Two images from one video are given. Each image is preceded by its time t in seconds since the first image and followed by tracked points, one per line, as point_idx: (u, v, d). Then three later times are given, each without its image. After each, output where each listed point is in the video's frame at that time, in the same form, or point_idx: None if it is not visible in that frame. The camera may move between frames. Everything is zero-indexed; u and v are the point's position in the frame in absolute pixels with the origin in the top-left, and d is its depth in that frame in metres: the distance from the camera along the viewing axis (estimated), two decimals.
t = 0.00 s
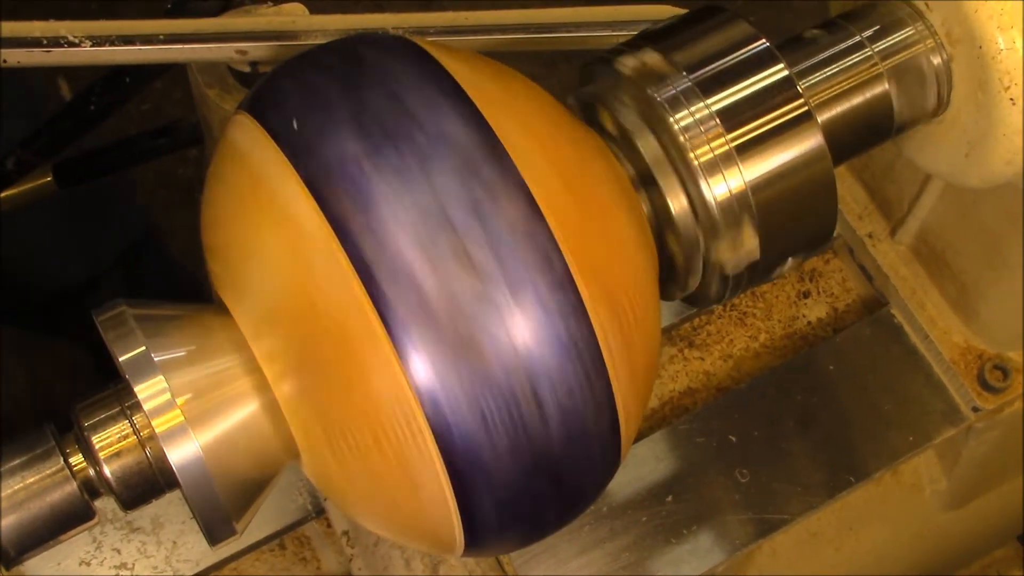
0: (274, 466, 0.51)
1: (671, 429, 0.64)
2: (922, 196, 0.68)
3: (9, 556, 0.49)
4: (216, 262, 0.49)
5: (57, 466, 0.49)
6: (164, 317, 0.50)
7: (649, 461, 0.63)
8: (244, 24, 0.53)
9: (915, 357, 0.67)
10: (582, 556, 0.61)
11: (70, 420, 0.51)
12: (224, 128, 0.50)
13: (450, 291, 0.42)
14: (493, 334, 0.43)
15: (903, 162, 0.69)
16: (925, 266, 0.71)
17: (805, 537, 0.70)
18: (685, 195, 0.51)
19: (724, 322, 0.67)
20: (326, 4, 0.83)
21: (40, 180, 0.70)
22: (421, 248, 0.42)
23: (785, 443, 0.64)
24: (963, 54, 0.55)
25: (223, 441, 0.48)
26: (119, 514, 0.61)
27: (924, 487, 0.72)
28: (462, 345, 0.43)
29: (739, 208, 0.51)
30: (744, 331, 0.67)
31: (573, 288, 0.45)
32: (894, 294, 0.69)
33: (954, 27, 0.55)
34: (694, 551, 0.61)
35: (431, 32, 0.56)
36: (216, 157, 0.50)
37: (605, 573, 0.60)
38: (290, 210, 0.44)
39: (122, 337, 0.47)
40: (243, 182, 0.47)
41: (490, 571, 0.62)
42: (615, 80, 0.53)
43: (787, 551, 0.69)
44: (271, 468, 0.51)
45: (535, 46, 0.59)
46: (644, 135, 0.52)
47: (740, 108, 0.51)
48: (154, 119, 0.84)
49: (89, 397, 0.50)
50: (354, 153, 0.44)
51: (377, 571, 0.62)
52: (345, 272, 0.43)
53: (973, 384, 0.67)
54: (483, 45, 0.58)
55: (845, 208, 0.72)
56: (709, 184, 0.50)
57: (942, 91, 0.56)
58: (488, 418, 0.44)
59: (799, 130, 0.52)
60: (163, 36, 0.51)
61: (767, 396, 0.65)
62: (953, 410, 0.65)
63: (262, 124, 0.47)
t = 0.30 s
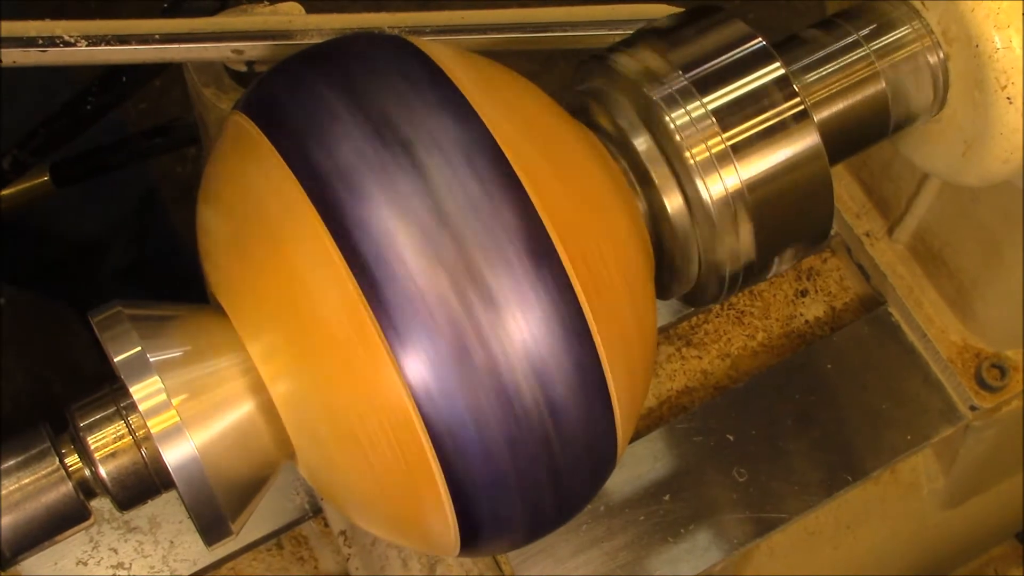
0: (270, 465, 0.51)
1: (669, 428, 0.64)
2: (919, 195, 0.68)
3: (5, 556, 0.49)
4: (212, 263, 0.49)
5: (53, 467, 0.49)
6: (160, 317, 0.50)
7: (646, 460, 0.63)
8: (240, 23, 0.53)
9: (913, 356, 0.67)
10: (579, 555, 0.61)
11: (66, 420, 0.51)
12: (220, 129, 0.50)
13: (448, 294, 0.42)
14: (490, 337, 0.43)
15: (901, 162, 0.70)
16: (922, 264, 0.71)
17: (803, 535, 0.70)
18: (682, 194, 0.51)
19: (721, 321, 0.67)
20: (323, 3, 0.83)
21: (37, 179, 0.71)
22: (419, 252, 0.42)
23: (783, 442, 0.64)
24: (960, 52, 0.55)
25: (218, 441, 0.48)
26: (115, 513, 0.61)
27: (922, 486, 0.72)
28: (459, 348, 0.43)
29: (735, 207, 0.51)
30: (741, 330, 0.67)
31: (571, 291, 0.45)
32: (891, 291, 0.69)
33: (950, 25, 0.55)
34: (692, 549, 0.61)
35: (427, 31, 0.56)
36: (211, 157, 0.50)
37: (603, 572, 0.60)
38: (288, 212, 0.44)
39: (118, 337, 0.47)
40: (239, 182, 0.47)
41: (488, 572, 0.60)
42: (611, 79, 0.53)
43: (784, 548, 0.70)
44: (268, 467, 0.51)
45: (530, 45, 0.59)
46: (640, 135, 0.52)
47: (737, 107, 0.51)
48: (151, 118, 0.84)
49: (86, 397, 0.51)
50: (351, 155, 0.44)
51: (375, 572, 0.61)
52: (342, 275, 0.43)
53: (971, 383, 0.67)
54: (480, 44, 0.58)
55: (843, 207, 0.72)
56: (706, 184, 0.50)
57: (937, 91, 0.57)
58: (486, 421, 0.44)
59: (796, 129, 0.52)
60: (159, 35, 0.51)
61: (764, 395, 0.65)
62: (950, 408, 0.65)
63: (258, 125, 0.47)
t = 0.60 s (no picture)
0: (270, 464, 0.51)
1: (669, 427, 0.64)
2: (921, 194, 0.68)
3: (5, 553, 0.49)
4: (213, 261, 0.49)
5: (53, 464, 0.49)
6: (161, 315, 0.49)
7: (647, 459, 0.63)
8: (241, 21, 0.53)
9: (913, 355, 0.67)
10: (580, 554, 0.61)
11: (66, 418, 0.51)
12: (221, 127, 0.50)
13: (448, 292, 0.42)
14: (490, 335, 0.43)
15: (901, 161, 0.70)
16: (921, 263, 0.71)
17: (803, 534, 0.70)
18: (682, 193, 0.51)
19: (722, 320, 0.67)
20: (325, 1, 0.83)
21: (37, 177, 0.71)
22: (419, 250, 0.42)
23: (783, 441, 0.64)
24: (962, 52, 0.55)
25: (218, 439, 0.48)
26: (116, 511, 0.61)
27: (922, 485, 0.72)
28: (459, 346, 0.43)
29: (736, 205, 0.51)
30: (741, 329, 0.67)
31: (572, 289, 0.45)
32: (891, 291, 0.69)
33: (951, 25, 0.55)
34: (692, 548, 0.61)
35: (428, 29, 0.56)
36: (212, 155, 0.50)
37: (604, 570, 0.60)
38: (288, 210, 0.44)
39: (118, 334, 0.47)
40: (240, 181, 0.47)
41: (489, 570, 0.60)
42: (611, 78, 0.53)
43: (784, 547, 0.70)
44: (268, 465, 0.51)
45: (531, 44, 0.59)
46: (641, 134, 0.52)
47: (737, 105, 0.51)
48: (152, 116, 0.84)
49: (86, 395, 0.51)
50: (352, 153, 0.44)
51: (375, 569, 0.60)
52: (342, 273, 0.43)
53: (971, 381, 0.67)
54: (480, 42, 0.58)
55: (844, 206, 0.72)
56: (707, 183, 0.50)
57: (938, 91, 0.56)
58: (486, 419, 0.44)
59: (797, 128, 0.52)
60: (160, 33, 0.51)
61: (765, 395, 0.65)
62: (950, 407, 0.65)
63: (259, 124, 0.47)
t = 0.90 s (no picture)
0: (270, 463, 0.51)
1: (669, 426, 0.64)
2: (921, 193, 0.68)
3: (5, 552, 0.49)
4: (212, 260, 0.49)
5: (53, 463, 0.49)
6: (161, 314, 0.50)
7: (646, 458, 0.63)
8: (242, 19, 0.53)
9: (912, 354, 0.67)
10: (579, 553, 0.61)
11: (66, 416, 0.51)
12: (222, 126, 0.50)
13: (447, 289, 0.42)
14: (488, 333, 0.43)
15: (901, 160, 0.70)
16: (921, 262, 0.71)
17: (803, 533, 0.70)
18: (682, 192, 0.51)
19: (721, 319, 0.67)
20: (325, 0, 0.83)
21: (37, 176, 0.71)
22: (418, 248, 0.42)
23: (782, 440, 0.64)
24: (961, 51, 0.55)
25: (218, 438, 0.48)
26: (115, 510, 0.61)
27: (922, 484, 0.72)
28: (458, 344, 0.43)
29: (735, 205, 0.51)
30: (741, 328, 0.67)
31: (571, 287, 0.45)
32: (891, 290, 0.69)
33: (951, 24, 0.55)
34: (691, 547, 0.61)
35: (428, 28, 0.56)
36: (212, 154, 0.50)
37: (603, 569, 0.60)
38: (287, 209, 0.44)
39: (118, 333, 0.47)
40: (240, 179, 0.47)
41: (489, 569, 0.60)
42: (610, 77, 0.53)
43: (784, 547, 0.70)
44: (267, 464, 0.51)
45: (531, 43, 0.59)
46: (641, 132, 0.52)
47: (737, 104, 0.51)
48: (152, 115, 0.84)
49: (86, 394, 0.51)
50: (352, 153, 0.44)
51: (375, 569, 0.60)
52: (342, 272, 0.43)
53: (971, 380, 0.67)
54: (480, 41, 0.58)
55: (844, 205, 0.72)
56: (707, 182, 0.50)
57: (938, 89, 0.56)
58: (486, 417, 0.44)
59: (797, 127, 0.52)
60: (160, 32, 0.51)
61: (764, 394, 0.65)
62: (950, 406, 0.65)
63: (259, 124, 0.47)
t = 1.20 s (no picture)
0: (271, 460, 0.51)
1: (670, 424, 0.64)
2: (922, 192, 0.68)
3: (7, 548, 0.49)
4: (215, 257, 0.49)
5: (54, 460, 0.49)
6: (163, 311, 0.50)
7: (647, 456, 0.63)
8: (245, 17, 0.53)
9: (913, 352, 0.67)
10: (580, 551, 0.61)
11: (67, 413, 0.51)
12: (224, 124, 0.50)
13: (450, 287, 0.42)
14: (491, 332, 0.43)
15: (903, 159, 0.70)
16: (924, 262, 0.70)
17: (804, 532, 0.70)
18: (684, 190, 0.52)
19: (723, 317, 0.67)
20: None
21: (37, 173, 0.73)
22: (421, 246, 0.42)
23: (784, 439, 0.64)
24: (964, 50, 0.55)
25: (219, 435, 0.48)
26: (117, 507, 0.61)
27: (923, 483, 0.72)
28: (461, 342, 0.43)
29: (737, 203, 0.51)
30: (743, 327, 0.67)
31: (573, 286, 0.45)
32: (893, 289, 0.69)
33: (954, 22, 0.55)
34: (692, 546, 0.61)
35: (429, 26, 0.56)
36: (214, 151, 0.50)
37: (604, 567, 0.60)
38: (289, 207, 0.44)
39: (120, 330, 0.47)
40: (242, 177, 0.47)
41: (490, 567, 0.60)
42: (612, 75, 0.53)
43: (785, 545, 0.70)
44: (269, 462, 0.51)
45: (533, 41, 0.59)
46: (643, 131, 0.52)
47: (739, 102, 0.51)
48: (154, 112, 0.84)
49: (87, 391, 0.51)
50: (354, 151, 0.44)
51: (376, 568, 0.59)
52: (344, 271, 0.43)
53: (973, 380, 0.66)
54: (481, 39, 0.58)
55: (845, 203, 0.72)
56: (708, 180, 0.50)
57: (940, 88, 0.56)
58: (488, 415, 0.44)
59: (799, 125, 0.52)
60: (162, 29, 0.51)
61: (765, 392, 0.65)
62: (952, 405, 0.65)
63: (261, 122, 0.47)
